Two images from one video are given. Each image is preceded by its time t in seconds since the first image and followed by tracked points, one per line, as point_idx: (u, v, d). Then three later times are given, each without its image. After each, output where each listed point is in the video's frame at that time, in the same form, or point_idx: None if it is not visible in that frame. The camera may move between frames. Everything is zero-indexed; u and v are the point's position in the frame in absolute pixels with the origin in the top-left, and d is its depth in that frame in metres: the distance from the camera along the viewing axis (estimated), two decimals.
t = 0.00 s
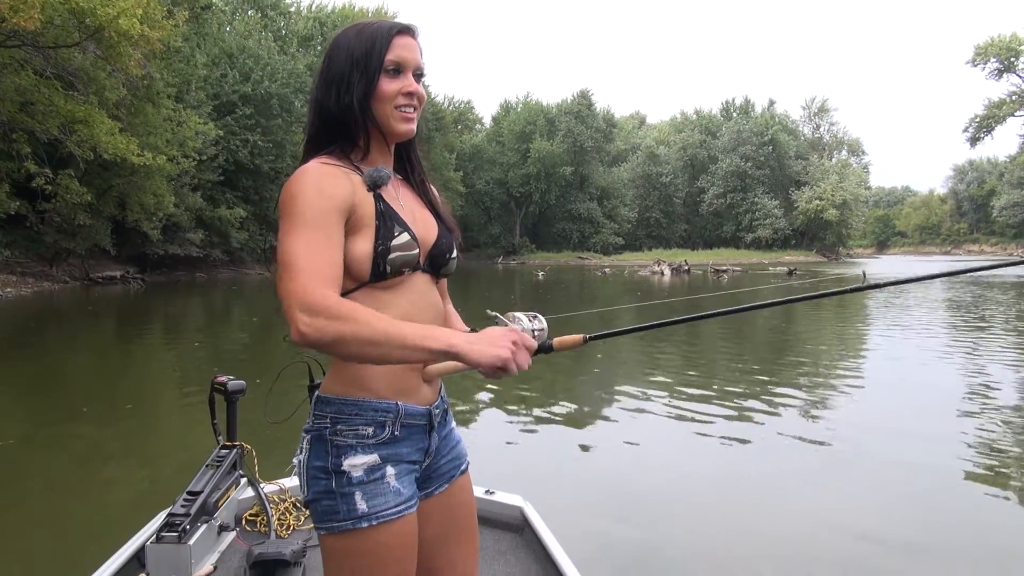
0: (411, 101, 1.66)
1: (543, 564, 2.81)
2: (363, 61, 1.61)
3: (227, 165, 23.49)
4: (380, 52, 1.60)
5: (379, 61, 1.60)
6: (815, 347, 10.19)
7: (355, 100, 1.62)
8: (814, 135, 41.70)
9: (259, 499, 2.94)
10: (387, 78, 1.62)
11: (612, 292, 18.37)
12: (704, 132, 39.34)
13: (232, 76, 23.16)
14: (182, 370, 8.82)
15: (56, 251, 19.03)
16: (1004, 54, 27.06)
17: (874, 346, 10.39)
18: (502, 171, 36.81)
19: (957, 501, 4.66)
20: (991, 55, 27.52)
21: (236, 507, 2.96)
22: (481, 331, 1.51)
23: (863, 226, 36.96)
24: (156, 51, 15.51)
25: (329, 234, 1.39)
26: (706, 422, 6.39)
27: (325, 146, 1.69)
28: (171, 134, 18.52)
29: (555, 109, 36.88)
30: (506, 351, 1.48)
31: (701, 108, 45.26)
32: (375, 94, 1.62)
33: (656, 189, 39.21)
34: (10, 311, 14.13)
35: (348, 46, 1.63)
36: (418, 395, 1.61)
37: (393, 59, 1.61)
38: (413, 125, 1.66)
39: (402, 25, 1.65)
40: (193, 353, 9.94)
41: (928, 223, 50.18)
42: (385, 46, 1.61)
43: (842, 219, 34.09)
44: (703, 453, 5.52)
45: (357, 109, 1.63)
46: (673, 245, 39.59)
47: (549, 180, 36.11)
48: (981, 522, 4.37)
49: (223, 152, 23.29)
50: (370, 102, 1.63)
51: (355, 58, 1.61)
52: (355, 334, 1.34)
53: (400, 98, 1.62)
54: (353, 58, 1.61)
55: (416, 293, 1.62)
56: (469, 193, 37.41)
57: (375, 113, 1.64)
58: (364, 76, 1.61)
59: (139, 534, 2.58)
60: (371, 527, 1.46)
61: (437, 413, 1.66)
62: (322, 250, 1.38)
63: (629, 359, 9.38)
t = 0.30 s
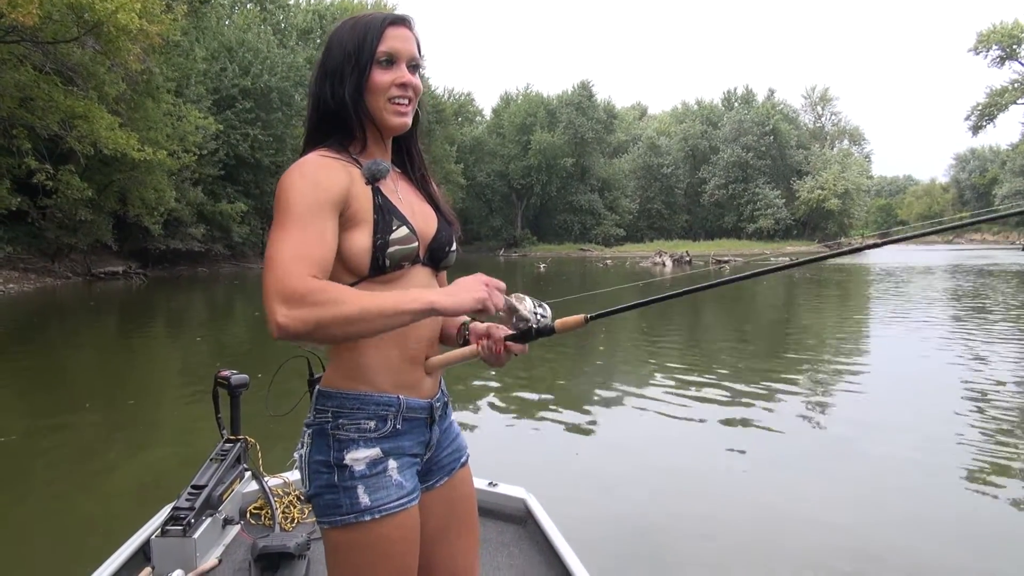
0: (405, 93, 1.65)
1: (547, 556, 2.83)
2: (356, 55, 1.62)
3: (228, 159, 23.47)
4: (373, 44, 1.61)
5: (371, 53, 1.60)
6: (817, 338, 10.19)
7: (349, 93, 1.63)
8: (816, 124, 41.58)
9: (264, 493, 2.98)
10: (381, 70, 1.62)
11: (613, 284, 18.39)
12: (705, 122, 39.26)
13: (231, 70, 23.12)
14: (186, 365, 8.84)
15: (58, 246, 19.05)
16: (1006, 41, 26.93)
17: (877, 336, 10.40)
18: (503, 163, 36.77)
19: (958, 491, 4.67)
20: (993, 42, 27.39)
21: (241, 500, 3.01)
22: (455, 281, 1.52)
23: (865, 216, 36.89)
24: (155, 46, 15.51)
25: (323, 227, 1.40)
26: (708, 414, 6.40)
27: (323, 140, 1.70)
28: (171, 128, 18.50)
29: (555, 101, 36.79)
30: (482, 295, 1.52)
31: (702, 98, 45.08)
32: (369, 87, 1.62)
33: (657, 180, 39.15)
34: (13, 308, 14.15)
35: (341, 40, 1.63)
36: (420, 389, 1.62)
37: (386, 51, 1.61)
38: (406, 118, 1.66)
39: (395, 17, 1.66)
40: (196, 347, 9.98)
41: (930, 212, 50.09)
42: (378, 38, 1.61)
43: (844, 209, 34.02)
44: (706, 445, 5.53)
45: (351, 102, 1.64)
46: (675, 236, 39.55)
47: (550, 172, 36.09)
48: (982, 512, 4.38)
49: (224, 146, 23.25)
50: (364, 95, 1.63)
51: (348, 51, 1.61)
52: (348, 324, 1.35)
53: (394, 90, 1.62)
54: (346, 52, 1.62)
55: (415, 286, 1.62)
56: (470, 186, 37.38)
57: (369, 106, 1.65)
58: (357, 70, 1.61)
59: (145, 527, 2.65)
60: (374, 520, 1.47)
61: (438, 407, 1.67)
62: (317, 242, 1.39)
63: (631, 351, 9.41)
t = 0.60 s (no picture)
0: (397, 74, 1.63)
1: (546, 538, 2.85)
2: (346, 36, 1.60)
3: (226, 145, 23.36)
4: (363, 25, 1.59)
5: (362, 34, 1.59)
6: (817, 320, 10.20)
7: (340, 77, 1.62)
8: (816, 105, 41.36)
9: (264, 477, 2.99)
10: (372, 51, 1.60)
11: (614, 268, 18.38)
12: (705, 104, 39.05)
13: (227, 54, 22.97)
14: (186, 351, 8.86)
15: (56, 233, 19.03)
16: (1007, 21, 26.71)
17: (877, 318, 10.40)
18: (502, 147, 36.64)
19: (955, 473, 4.69)
20: (995, 22, 27.17)
21: (242, 485, 3.03)
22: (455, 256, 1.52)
23: (865, 198, 36.78)
24: (151, 31, 15.42)
25: (311, 212, 1.40)
26: (707, 397, 6.41)
27: (313, 123, 1.68)
28: (169, 114, 18.39)
29: (555, 84, 36.57)
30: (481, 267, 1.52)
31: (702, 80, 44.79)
32: (361, 69, 1.61)
33: (657, 163, 39.02)
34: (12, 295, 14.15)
35: (330, 19, 1.60)
36: (413, 372, 1.62)
37: (377, 32, 1.59)
38: (400, 100, 1.64)
39: None
40: (196, 334, 9.99)
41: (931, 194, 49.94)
42: (368, 18, 1.59)
43: (844, 191, 33.91)
44: (704, 428, 5.54)
45: (342, 85, 1.62)
46: (675, 219, 39.49)
47: (549, 156, 35.96)
48: (978, 494, 4.40)
49: (222, 131, 23.15)
50: (356, 77, 1.62)
51: (338, 32, 1.59)
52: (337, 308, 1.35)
53: (387, 72, 1.61)
54: (336, 33, 1.60)
55: (407, 270, 1.61)
56: (470, 170, 37.26)
57: (361, 89, 1.63)
58: (347, 52, 1.60)
59: (146, 512, 2.67)
60: (366, 504, 1.48)
61: (431, 390, 1.67)
62: (305, 227, 1.38)
63: (631, 335, 9.42)
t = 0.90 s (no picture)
0: (395, 70, 1.64)
1: (548, 532, 2.86)
2: (344, 32, 1.59)
3: (224, 141, 23.29)
4: (360, 21, 1.58)
5: (360, 30, 1.58)
6: (817, 312, 10.20)
7: (338, 72, 1.61)
8: (815, 96, 41.25)
9: (266, 473, 3.00)
10: (370, 47, 1.60)
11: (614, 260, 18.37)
12: (704, 96, 38.96)
13: (224, 50, 22.91)
14: (186, 348, 8.87)
15: (55, 231, 19.01)
16: (1006, 9, 26.62)
17: (876, 309, 10.41)
18: (501, 141, 36.57)
19: (954, 464, 4.69)
20: (994, 11, 27.07)
21: (244, 480, 3.05)
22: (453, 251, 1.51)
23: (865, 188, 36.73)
24: (148, 27, 15.40)
25: (310, 208, 1.40)
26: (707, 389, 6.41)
27: (310, 118, 1.68)
28: (166, 110, 18.32)
29: (553, 76, 36.45)
30: (478, 264, 1.51)
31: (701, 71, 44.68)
32: (360, 64, 1.61)
33: (656, 155, 38.95)
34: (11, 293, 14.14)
35: (328, 14, 1.60)
36: (411, 366, 1.62)
37: (375, 27, 1.60)
38: (398, 96, 1.65)
39: None
40: (196, 330, 10.00)
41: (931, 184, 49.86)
42: (366, 14, 1.59)
43: (844, 181, 33.86)
44: (705, 420, 5.54)
45: (341, 81, 1.62)
46: (674, 211, 39.44)
47: (548, 149, 35.88)
48: (978, 484, 4.41)
49: (219, 127, 23.08)
50: (354, 72, 1.62)
51: (335, 27, 1.59)
52: (335, 302, 1.35)
53: (385, 68, 1.61)
54: (333, 29, 1.59)
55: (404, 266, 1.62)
56: (468, 163, 37.18)
57: (359, 85, 1.63)
58: (345, 48, 1.59)
59: (148, 507, 2.69)
60: (366, 499, 1.48)
61: (430, 385, 1.67)
62: (302, 221, 1.38)
63: (630, 328, 9.42)
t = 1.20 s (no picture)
0: (405, 70, 1.65)
1: (550, 531, 2.87)
2: (354, 32, 1.59)
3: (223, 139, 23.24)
4: (372, 21, 1.59)
5: (372, 30, 1.59)
6: (816, 312, 10.21)
7: (348, 72, 1.61)
8: (814, 96, 41.23)
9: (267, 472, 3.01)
10: (381, 47, 1.61)
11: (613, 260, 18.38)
12: (703, 95, 38.96)
13: (223, 48, 22.87)
14: (186, 346, 8.87)
15: (54, 229, 18.97)
16: (1006, 9, 26.63)
17: (875, 308, 10.43)
18: (500, 140, 36.54)
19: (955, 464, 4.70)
20: (993, 11, 27.08)
21: (246, 479, 3.05)
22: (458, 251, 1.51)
23: (864, 188, 36.74)
24: (147, 25, 15.39)
25: (320, 205, 1.40)
26: (707, 389, 6.41)
27: (318, 115, 1.68)
28: (165, 108, 18.28)
29: (553, 75, 36.41)
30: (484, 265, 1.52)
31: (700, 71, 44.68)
32: (370, 65, 1.61)
33: (655, 154, 38.95)
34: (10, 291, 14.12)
35: (339, 13, 1.60)
36: (414, 366, 1.63)
37: (385, 28, 1.60)
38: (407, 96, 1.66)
39: None
40: (196, 329, 9.98)
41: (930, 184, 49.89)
42: (377, 14, 1.59)
43: (842, 181, 33.88)
44: (705, 420, 5.55)
45: (351, 81, 1.62)
46: (673, 210, 39.44)
47: (547, 148, 35.83)
48: (978, 484, 4.42)
49: (219, 125, 23.04)
50: (365, 72, 1.62)
51: (346, 27, 1.59)
52: (344, 299, 1.36)
53: (395, 68, 1.62)
54: (344, 29, 1.59)
55: (409, 268, 1.62)
56: (468, 162, 37.13)
57: (369, 84, 1.64)
58: (356, 48, 1.60)
59: (149, 506, 2.69)
60: (369, 497, 1.49)
61: (433, 384, 1.68)
62: (311, 219, 1.39)
63: (629, 327, 9.43)
